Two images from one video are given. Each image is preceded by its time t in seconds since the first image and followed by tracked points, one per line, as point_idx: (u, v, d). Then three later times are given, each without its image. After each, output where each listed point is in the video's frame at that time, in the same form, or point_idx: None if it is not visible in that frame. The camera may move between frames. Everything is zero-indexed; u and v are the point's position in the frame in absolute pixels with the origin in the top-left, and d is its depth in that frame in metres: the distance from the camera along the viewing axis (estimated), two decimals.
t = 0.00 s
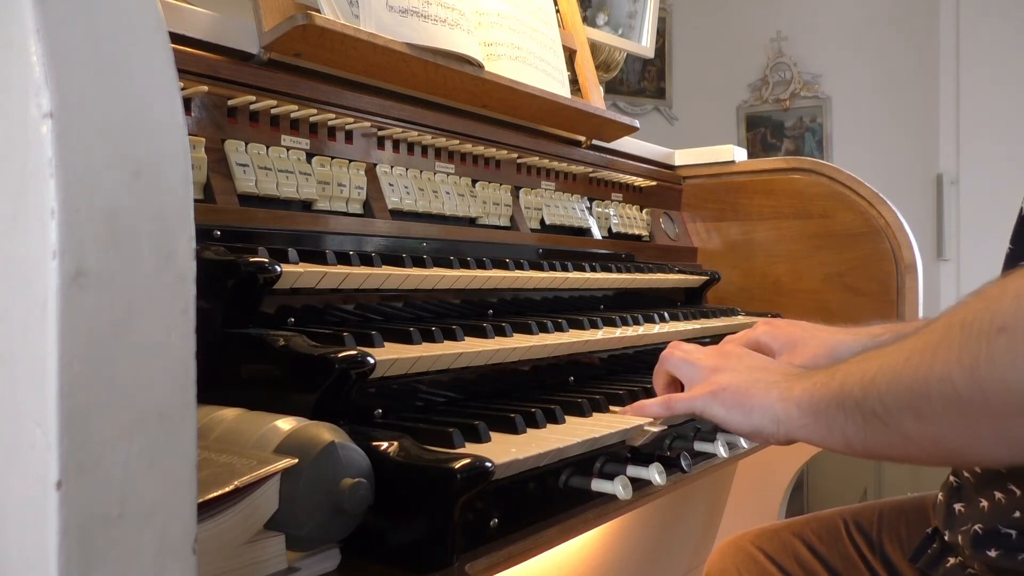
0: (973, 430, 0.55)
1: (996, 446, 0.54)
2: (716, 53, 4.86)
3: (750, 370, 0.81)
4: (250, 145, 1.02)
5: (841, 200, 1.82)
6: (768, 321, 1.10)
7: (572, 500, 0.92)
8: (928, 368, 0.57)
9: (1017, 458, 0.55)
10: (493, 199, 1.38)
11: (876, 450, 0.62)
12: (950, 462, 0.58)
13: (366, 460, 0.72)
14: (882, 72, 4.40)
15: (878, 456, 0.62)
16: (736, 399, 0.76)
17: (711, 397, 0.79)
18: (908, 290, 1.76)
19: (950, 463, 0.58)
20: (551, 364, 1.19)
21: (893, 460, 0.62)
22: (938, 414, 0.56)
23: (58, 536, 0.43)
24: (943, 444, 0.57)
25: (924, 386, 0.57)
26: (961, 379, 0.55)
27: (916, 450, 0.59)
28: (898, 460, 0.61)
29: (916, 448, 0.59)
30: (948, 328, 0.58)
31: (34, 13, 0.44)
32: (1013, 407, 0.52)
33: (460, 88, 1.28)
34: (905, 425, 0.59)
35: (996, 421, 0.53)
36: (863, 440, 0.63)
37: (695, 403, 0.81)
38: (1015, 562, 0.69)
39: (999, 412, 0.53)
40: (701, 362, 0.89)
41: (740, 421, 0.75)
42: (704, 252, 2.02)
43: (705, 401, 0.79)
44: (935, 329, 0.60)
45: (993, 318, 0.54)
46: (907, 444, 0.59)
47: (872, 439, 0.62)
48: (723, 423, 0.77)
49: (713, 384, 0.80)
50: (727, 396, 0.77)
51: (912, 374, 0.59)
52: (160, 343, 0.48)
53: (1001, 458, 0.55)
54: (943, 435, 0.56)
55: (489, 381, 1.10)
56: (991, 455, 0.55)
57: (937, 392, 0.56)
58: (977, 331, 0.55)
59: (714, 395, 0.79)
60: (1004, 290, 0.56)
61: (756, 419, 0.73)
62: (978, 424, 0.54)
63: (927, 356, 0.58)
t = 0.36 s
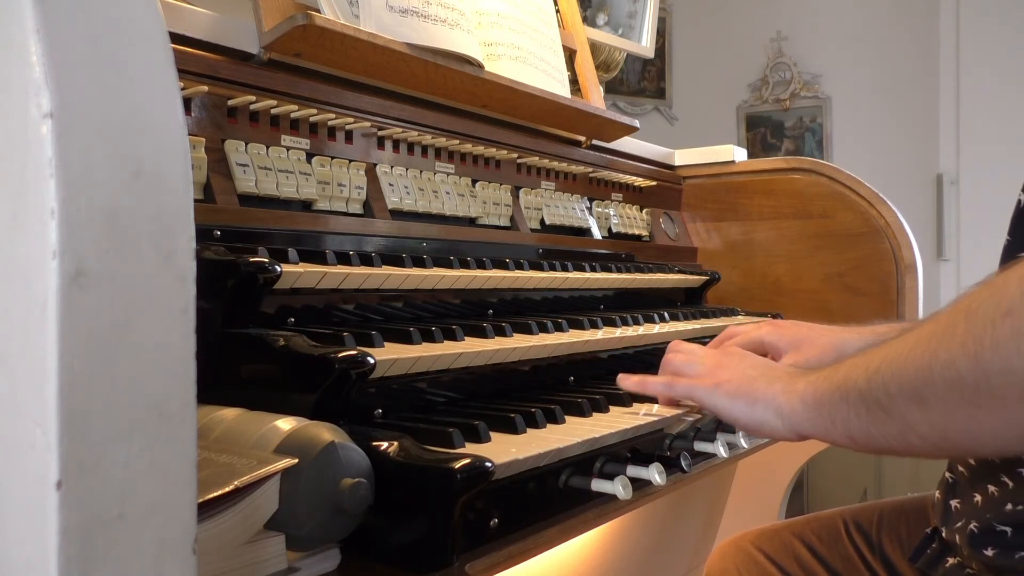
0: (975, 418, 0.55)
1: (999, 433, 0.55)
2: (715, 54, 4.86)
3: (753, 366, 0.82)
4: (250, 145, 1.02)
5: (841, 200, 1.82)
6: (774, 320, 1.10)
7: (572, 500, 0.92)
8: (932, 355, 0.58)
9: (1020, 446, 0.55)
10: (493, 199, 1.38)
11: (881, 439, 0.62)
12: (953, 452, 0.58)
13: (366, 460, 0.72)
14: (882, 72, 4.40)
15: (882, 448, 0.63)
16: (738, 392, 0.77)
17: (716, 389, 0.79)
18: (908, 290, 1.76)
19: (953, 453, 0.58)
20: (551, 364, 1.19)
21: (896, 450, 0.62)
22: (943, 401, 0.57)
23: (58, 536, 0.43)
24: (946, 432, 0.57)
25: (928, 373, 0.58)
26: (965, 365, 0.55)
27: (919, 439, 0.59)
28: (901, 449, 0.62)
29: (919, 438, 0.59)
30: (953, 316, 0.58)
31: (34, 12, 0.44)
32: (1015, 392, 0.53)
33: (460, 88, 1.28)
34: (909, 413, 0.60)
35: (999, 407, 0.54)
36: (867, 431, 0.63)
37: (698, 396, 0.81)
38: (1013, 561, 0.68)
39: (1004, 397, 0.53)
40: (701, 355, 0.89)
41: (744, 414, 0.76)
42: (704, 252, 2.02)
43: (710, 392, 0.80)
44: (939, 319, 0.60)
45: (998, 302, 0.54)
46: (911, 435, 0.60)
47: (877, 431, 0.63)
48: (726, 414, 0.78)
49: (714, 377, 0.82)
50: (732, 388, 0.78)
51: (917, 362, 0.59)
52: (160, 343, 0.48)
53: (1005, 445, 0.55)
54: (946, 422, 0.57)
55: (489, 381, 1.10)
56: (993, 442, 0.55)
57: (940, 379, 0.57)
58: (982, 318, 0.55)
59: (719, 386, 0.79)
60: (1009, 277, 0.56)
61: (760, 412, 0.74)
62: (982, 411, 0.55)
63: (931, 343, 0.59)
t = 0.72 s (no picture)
0: (946, 370, 0.57)
1: (965, 387, 0.57)
2: (716, 53, 4.86)
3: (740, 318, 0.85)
4: (250, 145, 1.02)
5: (841, 200, 1.83)
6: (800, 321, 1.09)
7: (572, 500, 0.92)
8: (911, 308, 0.59)
9: (984, 402, 0.57)
10: (493, 199, 1.38)
11: (856, 381, 0.65)
12: (922, 402, 0.61)
13: (366, 460, 0.72)
14: (882, 72, 4.41)
15: (854, 388, 0.65)
16: (726, 341, 0.80)
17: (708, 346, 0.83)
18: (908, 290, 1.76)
19: (922, 402, 0.61)
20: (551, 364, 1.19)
21: (869, 392, 0.65)
22: (916, 351, 0.59)
23: (58, 536, 0.43)
24: (916, 381, 0.60)
25: (906, 324, 0.59)
26: (940, 321, 0.57)
27: (892, 384, 0.62)
28: (874, 392, 0.64)
29: (891, 383, 0.62)
30: (936, 273, 0.59)
31: (34, 12, 0.44)
32: (985, 351, 0.54)
33: (460, 88, 1.28)
34: (885, 359, 0.62)
35: (968, 362, 0.56)
36: (844, 372, 0.66)
37: (692, 359, 0.85)
38: (1011, 560, 0.68)
39: (974, 354, 0.55)
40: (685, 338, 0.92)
41: (731, 359, 0.79)
42: (704, 252, 2.02)
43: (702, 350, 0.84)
44: (925, 274, 0.61)
45: (981, 266, 0.55)
46: (883, 379, 0.62)
47: (855, 373, 0.65)
48: (719, 367, 0.81)
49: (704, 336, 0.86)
50: (720, 340, 0.81)
51: (895, 313, 0.61)
52: (160, 343, 0.48)
53: (971, 400, 0.57)
54: (918, 371, 0.59)
55: (488, 381, 1.10)
56: (959, 395, 0.58)
57: (916, 331, 0.59)
58: (963, 278, 0.56)
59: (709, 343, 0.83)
60: (994, 241, 0.56)
61: (745, 354, 0.77)
62: (952, 365, 0.57)
63: (911, 296, 0.60)
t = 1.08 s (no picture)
0: (918, 345, 0.60)
1: (936, 362, 0.60)
2: (715, 53, 4.86)
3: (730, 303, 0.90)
4: (250, 145, 1.02)
5: (841, 200, 1.83)
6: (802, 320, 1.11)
7: (572, 500, 0.92)
8: (891, 284, 0.62)
9: (955, 378, 0.60)
10: (493, 199, 1.38)
11: (836, 355, 0.68)
12: (896, 375, 0.64)
13: (366, 460, 0.72)
14: (882, 72, 4.41)
15: (835, 362, 0.69)
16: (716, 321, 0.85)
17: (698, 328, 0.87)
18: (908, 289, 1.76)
19: (898, 376, 0.64)
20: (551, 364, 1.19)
21: (848, 367, 0.68)
22: (892, 326, 0.62)
23: (58, 537, 0.43)
24: (891, 355, 0.63)
25: (883, 300, 0.62)
26: (916, 296, 0.59)
27: (869, 358, 0.65)
28: (853, 366, 0.68)
29: (869, 357, 0.65)
30: (919, 253, 0.62)
31: (34, 12, 0.44)
32: (956, 327, 0.57)
33: (460, 88, 1.28)
34: (862, 333, 0.65)
35: (938, 336, 0.59)
36: (826, 345, 0.69)
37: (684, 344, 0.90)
38: (1010, 560, 0.68)
39: (945, 329, 0.58)
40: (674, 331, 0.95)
41: (721, 339, 0.84)
42: (704, 252, 2.02)
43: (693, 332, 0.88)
44: (907, 255, 0.64)
45: (959, 246, 0.57)
46: (862, 354, 0.65)
47: (836, 348, 0.68)
48: (709, 348, 0.86)
49: (695, 320, 0.90)
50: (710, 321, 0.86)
51: (875, 289, 0.64)
52: (160, 344, 0.48)
53: (945, 376, 0.60)
54: (893, 345, 0.62)
55: (488, 382, 1.09)
56: (929, 369, 0.61)
57: (892, 306, 0.62)
58: (941, 257, 0.59)
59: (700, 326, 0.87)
60: (976, 224, 0.59)
61: (734, 333, 0.82)
62: (924, 338, 0.60)
63: (891, 273, 0.63)
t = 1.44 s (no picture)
0: (924, 351, 0.60)
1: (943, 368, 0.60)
2: (716, 53, 4.86)
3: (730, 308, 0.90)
4: (250, 145, 1.02)
5: (841, 200, 1.83)
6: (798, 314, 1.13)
7: (572, 500, 0.92)
8: (896, 290, 0.62)
9: (960, 384, 0.60)
10: (493, 199, 1.38)
11: (840, 361, 0.68)
12: (901, 381, 0.64)
13: (366, 459, 0.72)
14: (882, 72, 4.41)
15: (839, 368, 0.69)
16: (718, 326, 0.85)
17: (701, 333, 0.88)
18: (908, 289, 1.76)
19: (902, 382, 0.64)
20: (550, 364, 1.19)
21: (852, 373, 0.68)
22: (898, 333, 0.62)
23: (58, 537, 0.43)
24: (896, 361, 0.63)
25: (889, 307, 0.63)
26: (921, 302, 0.59)
27: (874, 364, 0.65)
28: (857, 372, 0.68)
29: (873, 363, 0.65)
30: (923, 259, 0.62)
31: (34, 13, 0.44)
32: (963, 332, 0.57)
33: (461, 88, 1.28)
34: (867, 339, 0.65)
35: (945, 342, 0.59)
36: (829, 351, 0.69)
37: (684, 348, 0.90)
38: (1009, 559, 0.68)
39: (951, 335, 0.58)
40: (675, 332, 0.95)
41: (724, 344, 0.83)
42: (704, 252, 2.02)
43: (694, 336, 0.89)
44: (910, 261, 0.64)
45: (963, 252, 0.57)
46: (866, 359, 0.65)
47: (839, 353, 0.68)
48: (710, 352, 0.86)
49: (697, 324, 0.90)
50: (711, 326, 0.86)
51: (881, 295, 0.64)
52: (160, 344, 0.48)
53: (950, 381, 0.60)
54: (899, 352, 0.62)
55: (488, 382, 1.09)
56: (934, 375, 0.61)
57: (898, 313, 0.62)
58: (947, 264, 0.59)
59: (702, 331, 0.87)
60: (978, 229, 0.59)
61: (737, 339, 0.82)
62: (929, 345, 0.60)
63: (897, 280, 0.63)
